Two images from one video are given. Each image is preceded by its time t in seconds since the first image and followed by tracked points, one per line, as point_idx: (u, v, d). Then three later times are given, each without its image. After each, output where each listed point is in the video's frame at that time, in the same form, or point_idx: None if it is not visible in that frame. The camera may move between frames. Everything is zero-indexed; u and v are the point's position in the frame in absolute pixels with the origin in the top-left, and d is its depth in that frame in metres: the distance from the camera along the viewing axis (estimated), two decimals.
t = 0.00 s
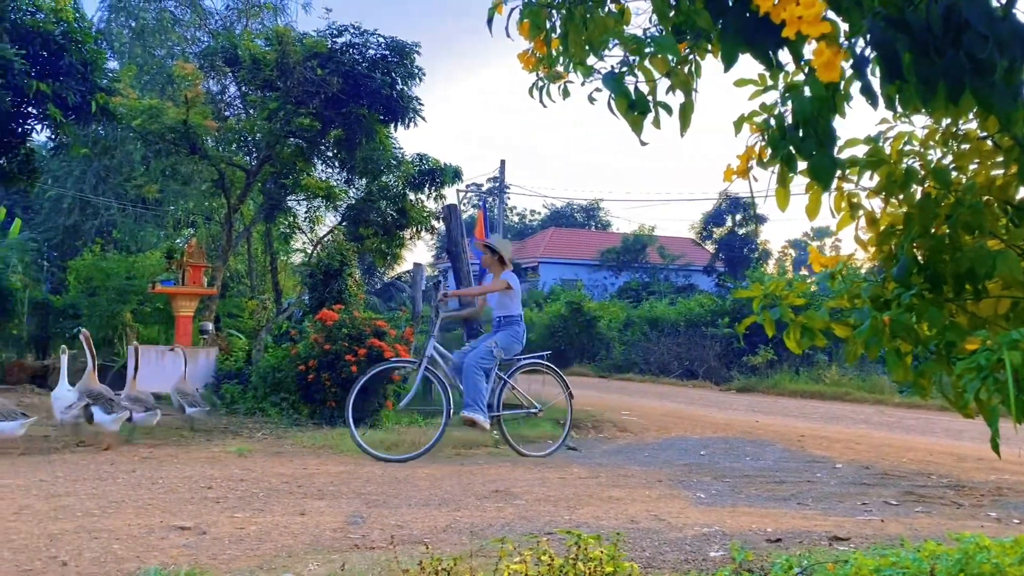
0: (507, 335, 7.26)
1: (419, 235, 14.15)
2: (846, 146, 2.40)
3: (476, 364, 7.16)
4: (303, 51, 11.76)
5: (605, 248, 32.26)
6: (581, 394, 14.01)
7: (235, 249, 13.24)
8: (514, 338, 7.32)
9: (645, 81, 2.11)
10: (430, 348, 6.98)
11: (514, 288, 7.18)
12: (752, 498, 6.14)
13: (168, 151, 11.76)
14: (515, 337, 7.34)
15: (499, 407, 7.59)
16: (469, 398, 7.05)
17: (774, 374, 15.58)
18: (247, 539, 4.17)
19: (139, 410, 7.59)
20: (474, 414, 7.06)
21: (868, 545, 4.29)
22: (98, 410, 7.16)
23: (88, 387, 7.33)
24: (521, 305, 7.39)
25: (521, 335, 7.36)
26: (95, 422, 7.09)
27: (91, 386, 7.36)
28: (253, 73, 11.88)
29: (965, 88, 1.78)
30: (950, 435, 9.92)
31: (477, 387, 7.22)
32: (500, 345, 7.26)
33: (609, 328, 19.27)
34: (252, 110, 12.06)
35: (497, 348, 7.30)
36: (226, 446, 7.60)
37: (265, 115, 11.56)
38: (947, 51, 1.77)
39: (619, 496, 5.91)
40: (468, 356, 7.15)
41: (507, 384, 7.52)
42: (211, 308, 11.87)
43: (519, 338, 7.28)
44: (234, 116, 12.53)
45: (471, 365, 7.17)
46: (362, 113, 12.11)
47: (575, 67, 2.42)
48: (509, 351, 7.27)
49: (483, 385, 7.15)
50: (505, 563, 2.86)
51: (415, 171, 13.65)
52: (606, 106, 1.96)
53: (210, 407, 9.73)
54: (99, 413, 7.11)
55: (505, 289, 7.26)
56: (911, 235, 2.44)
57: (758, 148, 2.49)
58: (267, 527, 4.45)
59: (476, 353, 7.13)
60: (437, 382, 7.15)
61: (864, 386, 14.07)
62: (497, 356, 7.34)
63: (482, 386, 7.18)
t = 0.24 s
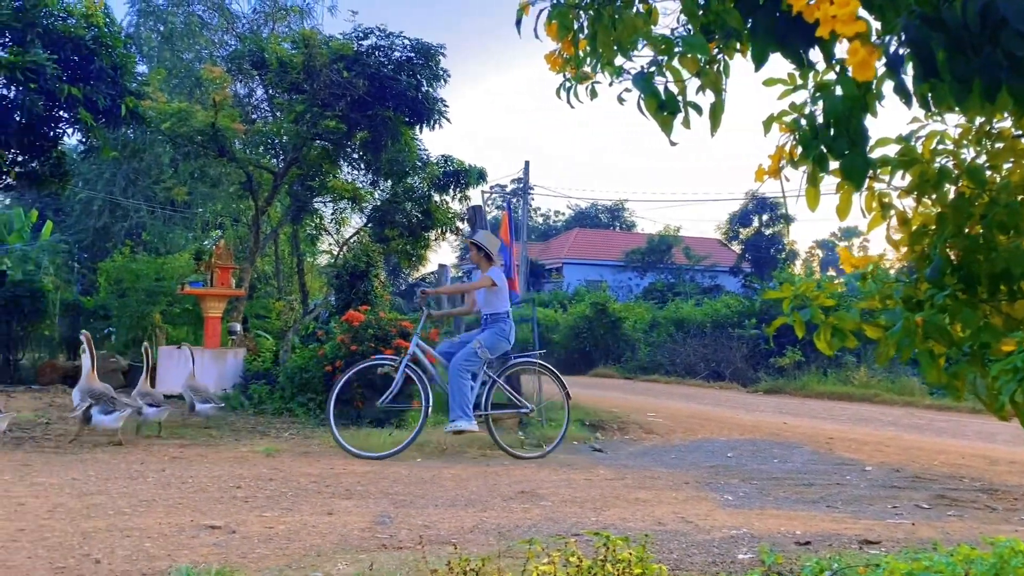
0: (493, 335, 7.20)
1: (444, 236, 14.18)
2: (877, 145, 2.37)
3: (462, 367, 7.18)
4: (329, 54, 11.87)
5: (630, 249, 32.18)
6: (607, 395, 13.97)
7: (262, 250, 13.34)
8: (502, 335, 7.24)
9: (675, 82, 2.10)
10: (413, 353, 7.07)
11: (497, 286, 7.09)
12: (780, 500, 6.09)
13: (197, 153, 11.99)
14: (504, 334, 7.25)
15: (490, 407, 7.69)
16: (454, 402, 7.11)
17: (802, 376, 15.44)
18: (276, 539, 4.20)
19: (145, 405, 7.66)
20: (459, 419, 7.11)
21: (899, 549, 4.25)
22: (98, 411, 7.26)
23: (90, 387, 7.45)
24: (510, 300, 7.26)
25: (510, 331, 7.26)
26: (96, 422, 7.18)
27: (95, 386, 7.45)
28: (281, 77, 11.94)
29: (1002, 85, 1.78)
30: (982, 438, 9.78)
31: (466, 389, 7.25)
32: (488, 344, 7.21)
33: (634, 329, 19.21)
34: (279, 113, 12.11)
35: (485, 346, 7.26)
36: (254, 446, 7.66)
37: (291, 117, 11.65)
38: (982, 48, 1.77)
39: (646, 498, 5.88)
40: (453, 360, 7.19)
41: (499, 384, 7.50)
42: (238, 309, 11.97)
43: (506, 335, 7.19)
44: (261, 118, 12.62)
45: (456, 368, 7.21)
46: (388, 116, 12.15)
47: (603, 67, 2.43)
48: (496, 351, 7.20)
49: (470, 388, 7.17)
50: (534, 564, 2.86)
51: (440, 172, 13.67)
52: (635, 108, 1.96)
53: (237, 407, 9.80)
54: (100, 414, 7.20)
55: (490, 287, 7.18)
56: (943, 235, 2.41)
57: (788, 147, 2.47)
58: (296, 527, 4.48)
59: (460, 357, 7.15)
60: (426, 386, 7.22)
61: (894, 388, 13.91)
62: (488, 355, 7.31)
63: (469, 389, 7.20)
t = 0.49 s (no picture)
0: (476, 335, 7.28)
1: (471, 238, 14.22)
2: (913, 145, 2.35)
3: (447, 368, 7.33)
4: (358, 57, 11.84)
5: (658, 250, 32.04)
6: (636, 397, 13.92)
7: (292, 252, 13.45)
8: (486, 335, 7.30)
9: (709, 84, 2.10)
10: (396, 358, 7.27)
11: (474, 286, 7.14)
12: (812, 504, 6.04)
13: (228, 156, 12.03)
14: (487, 333, 7.30)
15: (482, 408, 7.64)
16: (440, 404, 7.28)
17: (833, 378, 15.29)
18: (308, 539, 4.23)
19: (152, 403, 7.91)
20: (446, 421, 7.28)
21: (935, 554, 4.20)
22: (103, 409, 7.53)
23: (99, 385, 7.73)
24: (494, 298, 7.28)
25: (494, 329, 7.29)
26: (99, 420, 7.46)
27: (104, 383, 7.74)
28: (311, 80, 12.01)
29: None
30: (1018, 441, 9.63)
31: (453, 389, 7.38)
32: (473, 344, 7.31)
33: (663, 331, 19.13)
34: (308, 117, 12.17)
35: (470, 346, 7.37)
36: (285, 446, 7.73)
37: (321, 120, 11.77)
38: None
39: (676, 501, 5.86)
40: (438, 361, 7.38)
41: (488, 382, 7.53)
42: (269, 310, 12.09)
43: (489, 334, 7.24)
44: (290, 121, 12.70)
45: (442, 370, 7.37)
46: (417, 118, 12.15)
47: (636, 69, 2.43)
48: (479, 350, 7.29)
49: (454, 389, 7.31)
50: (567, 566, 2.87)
51: (467, 174, 13.76)
52: (670, 110, 1.96)
53: (268, 407, 9.89)
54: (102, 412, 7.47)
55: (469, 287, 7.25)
56: (982, 237, 2.38)
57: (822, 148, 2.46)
58: (328, 527, 4.52)
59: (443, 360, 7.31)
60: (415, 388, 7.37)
61: (927, 391, 13.73)
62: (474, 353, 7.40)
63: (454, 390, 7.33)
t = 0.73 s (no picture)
0: (466, 336, 7.31)
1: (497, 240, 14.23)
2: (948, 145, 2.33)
3: (438, 367, 7.43)
4: (384, 60, 11.91)
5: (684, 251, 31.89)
6: (663, 399, 13.86)
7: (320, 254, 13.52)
8: (475, 335, 7.31)
9: (742, 85, 2.10)
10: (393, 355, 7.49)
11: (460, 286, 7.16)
12: (843, 507, 5.98)
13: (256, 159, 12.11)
14: (477, 334, 7.31)
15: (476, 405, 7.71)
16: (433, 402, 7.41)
17: (863, 380, 15.12)
18: (339, 539, 4.27)
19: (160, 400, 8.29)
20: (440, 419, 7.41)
21: (969, 560, 4.14)
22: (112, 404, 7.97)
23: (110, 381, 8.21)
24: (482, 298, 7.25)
25: (483, 329, 7.28)
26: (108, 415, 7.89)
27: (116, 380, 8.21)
28: (337, 83, 12.05)
29: None
30: None
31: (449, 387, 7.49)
32: (463, 344, 7.35)
33: (690, 333, 19.03)
34: (336, 120, 12.24)
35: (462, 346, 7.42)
36: (313, 447, 7.79)
37: (349, 124, 11.82)
38: None
39: (705, 504, 5.83)
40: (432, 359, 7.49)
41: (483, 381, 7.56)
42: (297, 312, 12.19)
43: (476, 335, 7.24)
44: (318, 125, 12.76)
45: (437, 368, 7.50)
46: (442, 121, 12.18)
47: (668, 70, 2.43)
48: (468, 350, 7.32)
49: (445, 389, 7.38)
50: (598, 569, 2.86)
51: (494, 176, 13.76)
52: (701, 111, 1.96)
53: (296, 408, 9.97)
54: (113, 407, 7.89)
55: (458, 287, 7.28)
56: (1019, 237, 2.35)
57: (855, 149, 2.44)
58: (358, 527, 4.55)
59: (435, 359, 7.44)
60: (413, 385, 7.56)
61: (960, 394, 13.54)
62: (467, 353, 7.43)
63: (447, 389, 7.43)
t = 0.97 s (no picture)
0: (463, 336, 7.21)
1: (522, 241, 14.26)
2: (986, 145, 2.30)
3: (437, 366, 7.34)
4: (411, 64, 11.95)
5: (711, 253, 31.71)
6: (690, 402, 13.80)
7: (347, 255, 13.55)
8: (473, 336, 7.20)
9: (775, 87, 2.10)
10: (392, 356, 7.41)
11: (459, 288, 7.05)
12: (874, 511, 5.92)
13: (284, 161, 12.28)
14: (474, 334, 7.19)
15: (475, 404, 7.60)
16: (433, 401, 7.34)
17: (893, 383, 14.95)
18: (368, 539, 4.29)
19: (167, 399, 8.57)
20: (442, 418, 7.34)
21: (1005, 566, 4.09)
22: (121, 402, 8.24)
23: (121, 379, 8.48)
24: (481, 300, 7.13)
25: (480, 330, 7.17)
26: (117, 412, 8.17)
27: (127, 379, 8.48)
28: (365, 86, 12.07)
29: None
30: None
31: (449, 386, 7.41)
32: (460, 345, 7.24)
33: (717, 335, 18.92)
34: (363, 123, 12.28)
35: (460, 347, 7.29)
36: (342, 447, 7.83)
37: (374, 127, 11.85)
38: None
39: (734, 507, 5.80)
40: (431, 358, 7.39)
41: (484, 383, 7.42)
42: (324, 314, 12.28)
43: (474, 336, 7.13)
44: (345, 128, 12.83)
45: (434, 368, 7.40)
46: (469, 123, 12.19)
47: (698, 71, 2.43)
48: (466, 351, 7.22)
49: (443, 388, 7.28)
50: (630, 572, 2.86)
51: (519, 178, 13.78)
52: (734, 113, 1.96)
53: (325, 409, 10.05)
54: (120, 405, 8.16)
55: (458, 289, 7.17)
56: None
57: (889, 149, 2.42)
58: (387, 528, 4.57)
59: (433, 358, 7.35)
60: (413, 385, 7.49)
61: (993, 397, 13.34)
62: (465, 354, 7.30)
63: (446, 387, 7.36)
